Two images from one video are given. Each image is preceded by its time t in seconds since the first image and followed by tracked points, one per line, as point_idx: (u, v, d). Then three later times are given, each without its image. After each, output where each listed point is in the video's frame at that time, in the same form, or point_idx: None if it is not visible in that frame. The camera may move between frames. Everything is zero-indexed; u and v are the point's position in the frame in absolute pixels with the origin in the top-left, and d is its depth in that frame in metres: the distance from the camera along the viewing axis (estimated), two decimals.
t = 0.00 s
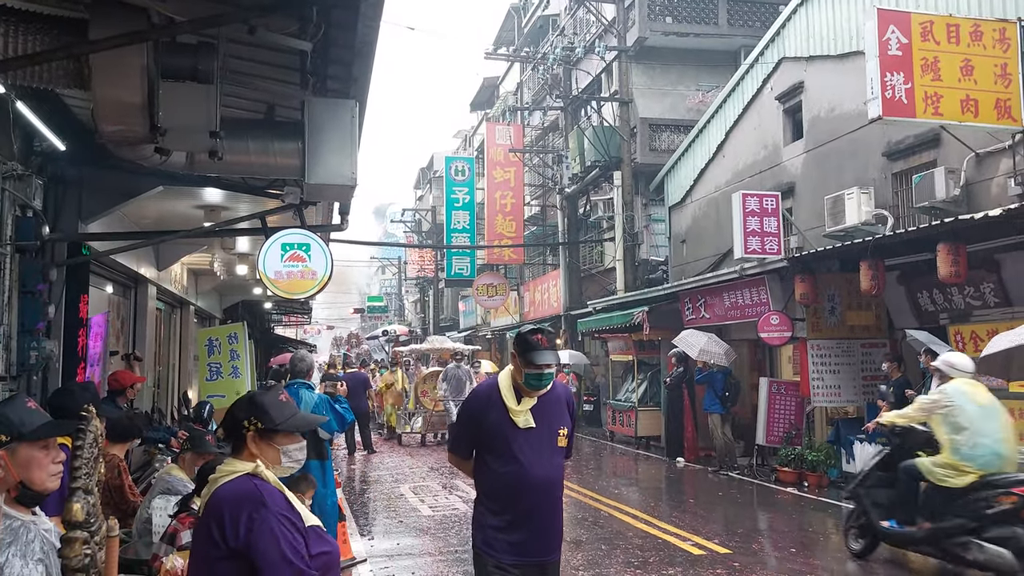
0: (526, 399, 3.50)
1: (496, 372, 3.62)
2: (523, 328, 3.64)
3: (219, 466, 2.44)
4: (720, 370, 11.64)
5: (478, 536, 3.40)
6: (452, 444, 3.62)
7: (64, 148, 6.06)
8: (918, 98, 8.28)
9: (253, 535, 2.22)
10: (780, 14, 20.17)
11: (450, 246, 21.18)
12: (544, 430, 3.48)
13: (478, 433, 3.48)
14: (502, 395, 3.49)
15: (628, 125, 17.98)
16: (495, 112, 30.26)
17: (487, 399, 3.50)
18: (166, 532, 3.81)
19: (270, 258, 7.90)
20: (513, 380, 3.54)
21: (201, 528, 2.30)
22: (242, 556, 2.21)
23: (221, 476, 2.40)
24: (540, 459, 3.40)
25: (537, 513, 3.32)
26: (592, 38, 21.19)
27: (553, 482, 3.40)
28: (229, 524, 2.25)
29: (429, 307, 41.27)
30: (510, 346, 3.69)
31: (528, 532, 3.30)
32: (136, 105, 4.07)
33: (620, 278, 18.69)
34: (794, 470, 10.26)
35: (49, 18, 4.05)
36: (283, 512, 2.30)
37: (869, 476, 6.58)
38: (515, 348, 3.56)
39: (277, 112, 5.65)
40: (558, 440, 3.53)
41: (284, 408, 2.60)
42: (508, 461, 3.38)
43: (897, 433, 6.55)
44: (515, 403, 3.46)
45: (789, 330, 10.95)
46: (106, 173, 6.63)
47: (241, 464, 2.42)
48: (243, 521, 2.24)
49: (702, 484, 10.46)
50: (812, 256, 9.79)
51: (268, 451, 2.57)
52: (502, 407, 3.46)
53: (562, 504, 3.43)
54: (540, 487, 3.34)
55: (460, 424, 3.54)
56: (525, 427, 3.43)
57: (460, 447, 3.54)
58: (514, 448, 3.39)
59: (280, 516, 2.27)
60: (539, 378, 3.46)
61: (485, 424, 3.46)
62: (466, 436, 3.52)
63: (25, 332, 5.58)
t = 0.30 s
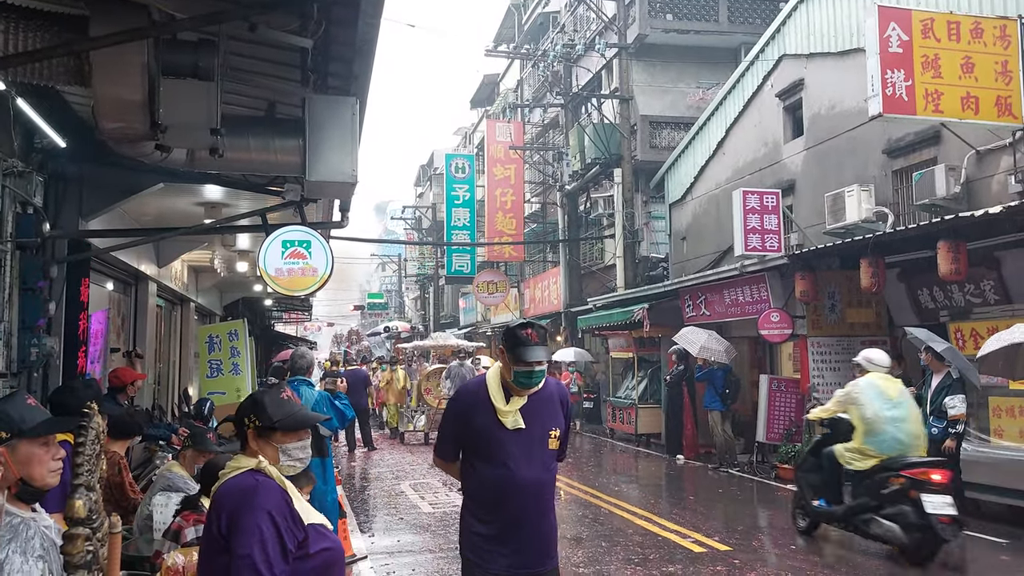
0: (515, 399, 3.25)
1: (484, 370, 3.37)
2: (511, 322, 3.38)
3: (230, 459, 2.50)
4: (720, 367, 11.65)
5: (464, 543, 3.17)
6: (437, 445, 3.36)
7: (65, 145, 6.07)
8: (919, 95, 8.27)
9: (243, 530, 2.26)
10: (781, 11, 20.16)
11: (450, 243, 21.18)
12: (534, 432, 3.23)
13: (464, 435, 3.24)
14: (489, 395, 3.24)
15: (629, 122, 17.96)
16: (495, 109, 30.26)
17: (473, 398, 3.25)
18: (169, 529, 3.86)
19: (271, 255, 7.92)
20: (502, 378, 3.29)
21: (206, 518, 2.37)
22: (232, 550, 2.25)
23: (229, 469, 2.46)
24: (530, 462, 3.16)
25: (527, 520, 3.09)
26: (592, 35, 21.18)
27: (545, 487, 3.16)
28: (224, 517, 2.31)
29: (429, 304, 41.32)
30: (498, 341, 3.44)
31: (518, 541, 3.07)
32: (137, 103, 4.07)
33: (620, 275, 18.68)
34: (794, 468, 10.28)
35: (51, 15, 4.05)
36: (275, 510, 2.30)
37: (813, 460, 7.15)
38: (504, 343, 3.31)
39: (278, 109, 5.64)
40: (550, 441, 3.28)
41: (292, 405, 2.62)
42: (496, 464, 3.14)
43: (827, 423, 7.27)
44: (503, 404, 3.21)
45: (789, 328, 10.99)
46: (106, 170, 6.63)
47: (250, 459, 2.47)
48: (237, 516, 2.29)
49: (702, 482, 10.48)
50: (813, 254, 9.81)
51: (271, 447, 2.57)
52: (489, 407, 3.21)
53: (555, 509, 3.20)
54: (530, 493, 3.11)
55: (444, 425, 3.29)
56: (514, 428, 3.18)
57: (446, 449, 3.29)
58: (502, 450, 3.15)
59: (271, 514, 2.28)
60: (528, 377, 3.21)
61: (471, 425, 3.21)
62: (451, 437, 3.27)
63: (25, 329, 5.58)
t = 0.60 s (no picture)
0: (508, 398, 3.21)
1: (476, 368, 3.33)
2: (503, 319, 3.36)
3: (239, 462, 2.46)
4: (719, 365, 11.69)
5: (462, 550, 3.08)
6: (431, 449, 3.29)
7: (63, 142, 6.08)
8: (917, 94, 8.28)
9: (245, 536, 2.22)
10: (780, 10, 20.18)
11: (450, 241, 21.19)
12: (529, 432, 3.18)
13: (458, 437, 3.17)
14: (482, 395, 3.18)
15: (628, 120, 17.95)
16: (494, 107, 30.26)
17: (466, 398, 3.19)
18: (171, 527, 3.91)
19: (270, 253, 7.91)
20: (496, 376, 3.25)
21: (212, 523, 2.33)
22: (235, 558, 2.22)
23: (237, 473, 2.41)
24: (526, 463, 3.11)
25: (526, 523, 3.02)
26: (592, 33, 21.18)
27: (543, 487, 3.09)
28: (227, 523, 2.27)
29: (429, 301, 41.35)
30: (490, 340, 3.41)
31: (518, 544, 2.99)
32: (136, 101, 4.07)
33: (619, 273, 18.69)
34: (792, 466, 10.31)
35: (51, 12, 4.05)
36: (280, 517, 2.25)
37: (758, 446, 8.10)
38: (498, 339, 3.28)
39: (277, 107, 5.64)
40: (546, 440, 3.23)
41: (301, 408, 2.52)
42: (491, 467, 3.07)
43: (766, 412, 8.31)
44: (497, 404, 3.15)
45: (789, 326, 11.00)
46: (105, 168, 6.64)
47: (259, 463, 2.42)
48: (241, 523, 2.25)
49: (700, 480, 10.50)
50: (811, 253, 9.83)
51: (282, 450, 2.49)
52: (483, 407, 3.15)
53: (554, 510, 3.14)
54: (528, 495, 3.04)
55: (438, 428, 3.22)
56: (509, 429, 3.12)
57: (441, 452, 3.22)
58: (498, 451, 3.09)
59: (276, 521, 2.23)
60: (524, 373, 3.19)
61: (465, 427, 3.14)
62: (445, 440, 3.20)
63: (23, 326, 5.58)
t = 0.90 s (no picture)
0: (516, 402, 3.17)
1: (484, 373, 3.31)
2: (511, 320, 3.35)
3: (271, 474, 2.25)
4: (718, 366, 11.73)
5: (471, 558, 3.09)
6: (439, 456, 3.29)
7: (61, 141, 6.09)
8: (915, 96, 8.30)
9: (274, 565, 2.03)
10: (780, 11, 20.19)
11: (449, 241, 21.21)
12: (536, 438, 3.13)
13: (464, 443, 3.16)
14: (488, 400, 3.16)
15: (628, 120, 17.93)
16: (494, 106, 30.27)
17: (472, 403, 3.18)
18: (169, 527, 3.92)
19: (268, 252, 7.91)
20: (504, 379, 3.23)
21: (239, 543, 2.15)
22: None
23: (268, 487, 2.21)
24: (534, 470, 3.07)
25: (533, 531, 2.99)
26: (591, 33, 21.19)
27: (552, 494, 3.05)
28: (255, 547, 2.08)
29: (428, 301, 41.36)
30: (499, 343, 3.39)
31: (524, 553, 2.98)
32: (134, 101, 4.07)
33: (619, 273, 18.69)
34: (791, 466, 10.32)
35: (50, 12, 4.05)
36: (313, 547, 2.06)
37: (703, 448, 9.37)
38: (505, 342, 3.27)
39: (276, 107, 5.64)
40: (557, 446, 3.17)
41: (339, 420, 2.26)
42: (497, 475, 3.06)
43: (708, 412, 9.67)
44: (504, 409, 3.12)
45: (787, 327, 11.00)
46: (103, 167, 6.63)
47: (293, 478, 2.21)
48: (269, 549, 2.06)
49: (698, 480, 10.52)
50: (810, 254, 9.85)
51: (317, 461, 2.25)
52: (488, 413, 3.14)
53: (566, 517, 3.09)
54: (535, 502, 3.01)
55: (444, 435, 3.22)
56: (515, 435, 3.10)
57: (448, 459, 3.22)
58: (503, 459, 3.07)
59: (308, 552, 2.04)
60: (531, 376, 3.15)
61: (469, 434, 3.13)
62: (451, 447, 3.20)
63: (21, 325, 5.58)
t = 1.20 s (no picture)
0: (559, 402, 3.05)
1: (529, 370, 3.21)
2: (557, 314, 3.22)
3: (310, 479, 2.25)
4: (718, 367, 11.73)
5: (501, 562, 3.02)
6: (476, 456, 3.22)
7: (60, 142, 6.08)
8: (915, 97, 8.30)
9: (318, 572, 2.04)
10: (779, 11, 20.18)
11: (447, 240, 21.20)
12: (576, 442, 3.01)
13: (501, 444, 3.07)
14: (529, 400, 3.06)
15: (627, 120, 17.92)
16: (493, 105, 30.27)
17: (512, 401, 3.08)
18: (167, 528, 3.93)
19: (266, 253, 7.88)
20: (549, 378, 3.12)
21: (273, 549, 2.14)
22: None
23: (306, 491, 2.22)
24: (573, 476, 2.96)
25: (565, 539, 2.90)
26: (590, 33, 21.19)
27: (589, 503, 2.94)
28: (297, 557, 2.06)
29: (426, 300, 41.35)
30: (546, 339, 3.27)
31: (559, 562, 2.89)
32: (132, 101, 4.06)
33: (617, 273, 18.68)
34: (788, 467, 10.31)
35: (48, 12, 4.03)
36: (359, 557, 2.07)
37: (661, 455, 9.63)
38: (549, 339, 3.15)
39: (274, 108, 5.61)
40: (600, 454, 3.04)
41: (389, 430, 2.30)
42: (532, 478, 2.97)
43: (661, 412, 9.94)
44: (545, 408, 3.02)
45: (785, 328, 10.98)
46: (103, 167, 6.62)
47: (336, 487, 2.22)
48: (314, 558, 2.05)
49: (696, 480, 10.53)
50: (809, 254, 9.85)
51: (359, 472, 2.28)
52: (528, 413, 3.04)
53: (604, 527, 2.98)
54: (569, 510, 2.91)
55: (481, 434, 3.14)
56: (556, 437, 2.99)
57: (484, 461, 3.14)
58: (540, 461, 2.98)
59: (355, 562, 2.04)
60: (574, 375, 3.02)
61: (506, 434, 3.05)
62: (487, 448, 3.12)
63: (19, 325, 5.57)
